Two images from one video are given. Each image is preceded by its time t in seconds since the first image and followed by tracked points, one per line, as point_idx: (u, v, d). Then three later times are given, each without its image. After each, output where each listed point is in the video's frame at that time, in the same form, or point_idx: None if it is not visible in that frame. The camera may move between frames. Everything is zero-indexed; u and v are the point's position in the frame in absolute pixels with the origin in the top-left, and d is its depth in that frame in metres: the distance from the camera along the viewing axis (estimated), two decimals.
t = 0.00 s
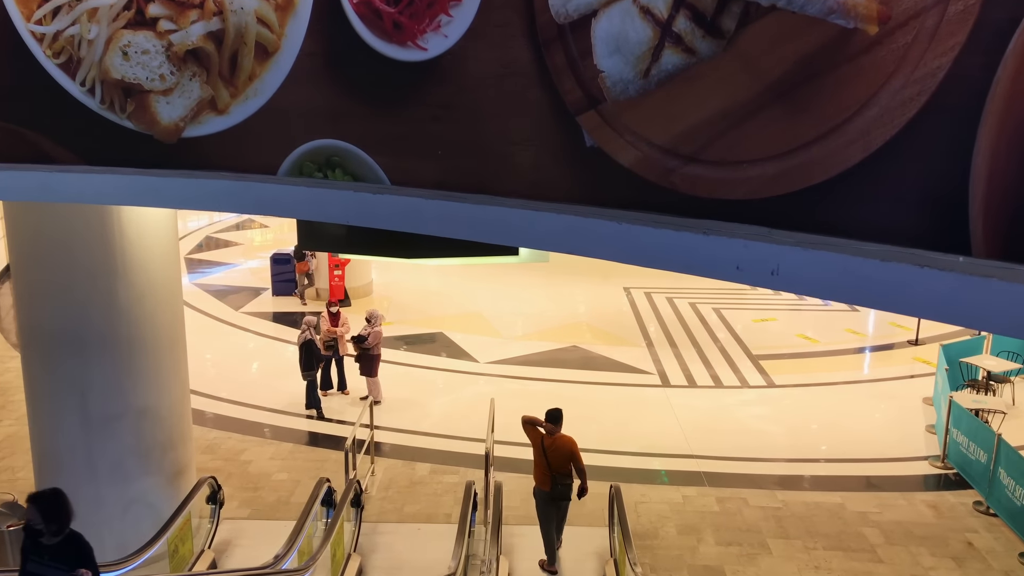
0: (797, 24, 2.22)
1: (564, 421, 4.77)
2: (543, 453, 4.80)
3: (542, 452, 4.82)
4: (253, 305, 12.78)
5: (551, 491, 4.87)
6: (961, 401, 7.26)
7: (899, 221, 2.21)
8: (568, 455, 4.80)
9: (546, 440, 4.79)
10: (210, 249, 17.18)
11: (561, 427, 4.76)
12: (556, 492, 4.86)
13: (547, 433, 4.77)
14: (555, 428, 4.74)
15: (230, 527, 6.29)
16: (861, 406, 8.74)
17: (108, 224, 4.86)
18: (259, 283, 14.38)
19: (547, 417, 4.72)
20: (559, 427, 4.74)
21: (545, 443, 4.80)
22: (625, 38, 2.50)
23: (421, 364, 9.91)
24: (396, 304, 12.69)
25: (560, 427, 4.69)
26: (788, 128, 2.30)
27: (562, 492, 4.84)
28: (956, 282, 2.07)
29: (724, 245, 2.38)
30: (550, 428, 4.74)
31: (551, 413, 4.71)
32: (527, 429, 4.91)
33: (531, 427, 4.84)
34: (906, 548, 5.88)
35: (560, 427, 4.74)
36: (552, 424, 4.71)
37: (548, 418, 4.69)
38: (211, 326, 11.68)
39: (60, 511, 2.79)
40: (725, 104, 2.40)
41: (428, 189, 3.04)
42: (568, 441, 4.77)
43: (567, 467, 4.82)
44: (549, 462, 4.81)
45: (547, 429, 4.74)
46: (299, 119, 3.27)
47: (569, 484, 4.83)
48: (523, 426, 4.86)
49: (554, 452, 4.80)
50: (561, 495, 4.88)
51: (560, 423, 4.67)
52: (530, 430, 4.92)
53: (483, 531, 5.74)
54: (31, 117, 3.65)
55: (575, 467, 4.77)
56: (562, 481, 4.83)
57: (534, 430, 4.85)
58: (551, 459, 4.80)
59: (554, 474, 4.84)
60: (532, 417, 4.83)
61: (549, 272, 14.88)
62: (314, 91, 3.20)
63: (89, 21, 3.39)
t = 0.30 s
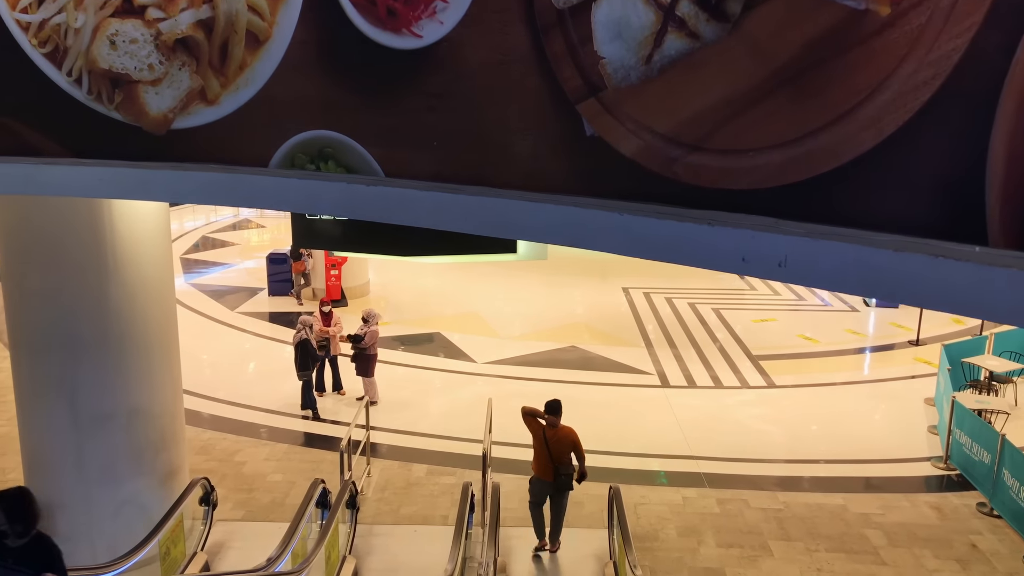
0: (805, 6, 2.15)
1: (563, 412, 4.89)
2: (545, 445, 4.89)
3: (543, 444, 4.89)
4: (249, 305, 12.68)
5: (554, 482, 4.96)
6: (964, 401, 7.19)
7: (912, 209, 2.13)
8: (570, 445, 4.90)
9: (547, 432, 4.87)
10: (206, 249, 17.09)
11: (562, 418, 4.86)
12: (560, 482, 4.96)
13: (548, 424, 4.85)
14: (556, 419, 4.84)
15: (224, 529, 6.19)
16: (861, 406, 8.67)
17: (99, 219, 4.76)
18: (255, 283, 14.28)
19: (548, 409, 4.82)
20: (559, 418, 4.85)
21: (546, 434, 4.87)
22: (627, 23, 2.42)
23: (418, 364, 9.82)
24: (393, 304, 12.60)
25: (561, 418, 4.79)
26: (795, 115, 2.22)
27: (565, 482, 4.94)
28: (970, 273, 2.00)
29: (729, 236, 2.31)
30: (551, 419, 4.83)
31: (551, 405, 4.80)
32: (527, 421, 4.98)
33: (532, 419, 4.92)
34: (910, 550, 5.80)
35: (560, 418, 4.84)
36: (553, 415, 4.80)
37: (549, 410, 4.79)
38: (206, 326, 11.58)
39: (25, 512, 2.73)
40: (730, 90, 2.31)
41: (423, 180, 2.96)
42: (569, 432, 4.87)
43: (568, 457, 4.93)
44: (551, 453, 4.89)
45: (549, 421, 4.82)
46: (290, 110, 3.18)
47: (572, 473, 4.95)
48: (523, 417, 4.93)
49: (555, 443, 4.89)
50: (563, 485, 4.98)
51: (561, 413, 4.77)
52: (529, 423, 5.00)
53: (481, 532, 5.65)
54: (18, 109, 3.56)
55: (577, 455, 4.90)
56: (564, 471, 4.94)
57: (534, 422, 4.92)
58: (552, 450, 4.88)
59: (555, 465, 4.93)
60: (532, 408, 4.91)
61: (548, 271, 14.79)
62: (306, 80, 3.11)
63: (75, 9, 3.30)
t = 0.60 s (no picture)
0: None
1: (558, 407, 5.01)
2: (541, 438, 5.01)
3: (540, 438, 5.02)
4: (245, 305, 12.59)
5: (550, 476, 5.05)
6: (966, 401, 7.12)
7: (925, 197, 2.05)
8: (565, 440, 5.01)
9: (542, 425, 5.00)
10: (203, 249, 16.99)
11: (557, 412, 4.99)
12: (556, 477, 5.02)
13: (543, 418, 4.97)
14: (551, 413, 4.97)
15: (217, 531, 6.10)
16: (862, 407, 8.60)
17: (90, 214, 4.67)
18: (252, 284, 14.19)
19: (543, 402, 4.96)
20: (555, 412, 4.97)
21: (542, 428, 4.99)
22: (628, 6, 2.34)
23: (415, 364, 9.74)
24: (390, 304, 12.50)
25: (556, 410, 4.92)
26: (803, 100, 2.14)
27: (560, 475, 4.99)
28: (988, 261, 1.91)
29: (735, 225, 2.22)
30: (546, 412, 4.96)
31: (547, 399, 4.94)
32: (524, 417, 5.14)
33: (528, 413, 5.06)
34: (913, 552, 5.73)
35: (556, 412, 4.96)
36: (548, 409, 4.94)
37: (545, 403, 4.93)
38: (202, 326, 11.49)
39: None
40: (735, 75, 2.24)
41: (418, 171, 2.88)
42: (565, 426, 4.97)
43: (564, 451, 5.02)
44: (547, 447, 5.01)
45: (544, 414, 4.95)
46: (281, 99, 3.09)
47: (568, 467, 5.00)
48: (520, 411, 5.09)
49: (551, 436, 5.00)
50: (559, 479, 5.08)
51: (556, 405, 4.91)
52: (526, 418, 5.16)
53: (478, 534, 5.56)
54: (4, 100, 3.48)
55: (572, 449, 5.01)
56: (560, 465, 5.03)
57: (530, 417, 5.07)
58: (548, 444, 5.00)
59: (551, 459, 5.04)
60: (528, 402, 5.05)
61: (546, 271, 14.71)
62: (297, 69, 3.02)
63: None
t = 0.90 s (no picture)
0: None
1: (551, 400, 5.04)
2: (531, 430, 5.07)
3: (531, 430, 5.07)
4: (240, 306, 12.49)
5: (539, 467, 5.16)
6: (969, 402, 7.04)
7: (941, 185, 1.98)
8: (556, 432, 5.06)
9: (533, 417, 5.06)
10: (199, 250, 16.90)
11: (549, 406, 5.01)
12: (544, 467, 5.15)
13: (535, 411, 5.01)
14: (543, 406, 5.01)
15: (210, 534, 6.00)
16: (863, 408, 8.52)
17: (77, 210, 4.56)
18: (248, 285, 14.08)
19: (536, 395, 4.99)
20: (546, 405, 5.01)
21: (533, 420, 5.04)
22: None
23: (412, 366, 9.64)
24: (386, 305, 12.41)
25: (548, 405, 4.96)
26: (812, 86, 2.06)
27: (548, 468, 5.12)
28: (1008, 252, 1.86)
29: (742, 215, 2.16)
30: (538, 405, 5.00)
31: (539, 392, 4.98)
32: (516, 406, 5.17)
33: (520, 405, 5.09)
34: (916, 555, 5.64)
35: (548, 405, 5.00)
36: (541, 402, 4.98)
37: (537, 397, 4.96)
38: (197, 327, 11.39)
39: None
40: (742, 60, 2.15)
41: (414, 163, 2.79)
42: (556, 419, 5.01)
43: (554, 443, 5.10)
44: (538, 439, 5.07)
45: (536, 408, 4.99)
46: (272, 90, 3.00)
47: (556, 460, 5.13)
48: (512, 403, 5.11)
49: (542, 429, 5.06)
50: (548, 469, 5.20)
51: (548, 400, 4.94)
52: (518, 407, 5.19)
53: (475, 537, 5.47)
54: None
55: (563, 443, 5.07)
56: (549, 456, 5.13)
57: (522, 408, 5.09)
58: (539, 436, 5.05)
59: (541, 450, 5.12)
60: (521, 395, 5.07)
61: (544, 272, 14.61)
62: (289, 58, 2.93)
63: None
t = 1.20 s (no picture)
0: None
1: (550, 394, 5.07)
2: (528, 422, 5.11)
3: (527, 422, 5.13)
4: (236, 307, 12.38)
5: (533, 459, 5.20)
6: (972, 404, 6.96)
7: (961, 171, 1.89)
8: (552, 427, 5.09)
9: (530, 409, 5.10)
10: (195, 251, 16.79)
11: (548, 400, 5.05)
12: (538, 461, 5.19)
13: (532, 404, 5.06)
14: (541, 400, 5.04)
15: (202, 537, 5.89)
16: (864, 410, 8.44)
17: (66, 205, 4.46)
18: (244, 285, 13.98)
19: (535, 389, 5.04)
20: (544, 400, 5.04)
21: (530, 413, 5.08)
22: None
23: (409, 366, 9.54)
24: (384, 306, 12.31)
25: (543, 398, 4.99)
26: (825, 68, 1.97)
27: (541, 460, 5.17)
28: None
29: (753, 203, 2.08)
30: (537, 399, 5.05)
31: (538, 385, 5.02)
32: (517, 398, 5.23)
33: (519, 397, 5.16)
34: (921, 559, 5.55)
35: (546, 399, 5.02)
36: (539, 396, 5.02)
37: (536, 390, 5.01)
38: (192, 328, 11.28)
39: None
40: (751, 41, 2.06)
41: (409, 152, 2.70)
42: (552, 414, 5.00)
43: (551, 438, 5.12)
44: (533, 431, 5.12)
45: (534, 401, 5.04)
46: (263, 79, 2.90)
47: (550, 453, 5.16)
48: (512, 394, 5.18)
49: (537, 421, 5.09)
50: (542, 463, 5.23)
51: (545, 394, 4.96)
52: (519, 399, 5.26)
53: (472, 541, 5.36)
54: None
55: (558, 437, 5.09)
56: (543, 450, 5.16)
57: (521, 400, 5.14)
58: (535, 428, 5.11)
59: (537, 443, 5.16)
60: (521, 388, 5.13)
61: (542, 272, 14.52)
62: (280, 45, 2.84)
63: None
